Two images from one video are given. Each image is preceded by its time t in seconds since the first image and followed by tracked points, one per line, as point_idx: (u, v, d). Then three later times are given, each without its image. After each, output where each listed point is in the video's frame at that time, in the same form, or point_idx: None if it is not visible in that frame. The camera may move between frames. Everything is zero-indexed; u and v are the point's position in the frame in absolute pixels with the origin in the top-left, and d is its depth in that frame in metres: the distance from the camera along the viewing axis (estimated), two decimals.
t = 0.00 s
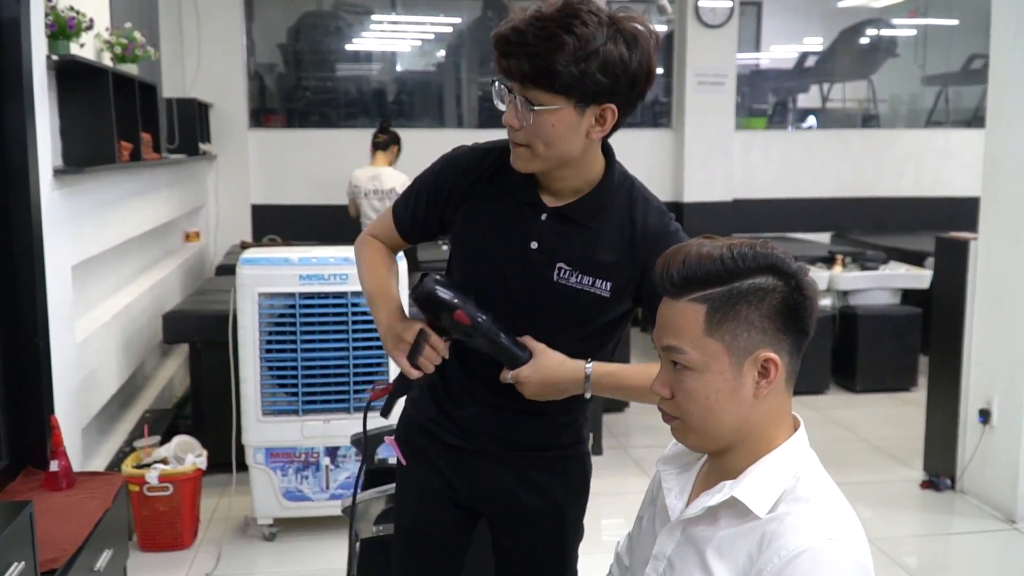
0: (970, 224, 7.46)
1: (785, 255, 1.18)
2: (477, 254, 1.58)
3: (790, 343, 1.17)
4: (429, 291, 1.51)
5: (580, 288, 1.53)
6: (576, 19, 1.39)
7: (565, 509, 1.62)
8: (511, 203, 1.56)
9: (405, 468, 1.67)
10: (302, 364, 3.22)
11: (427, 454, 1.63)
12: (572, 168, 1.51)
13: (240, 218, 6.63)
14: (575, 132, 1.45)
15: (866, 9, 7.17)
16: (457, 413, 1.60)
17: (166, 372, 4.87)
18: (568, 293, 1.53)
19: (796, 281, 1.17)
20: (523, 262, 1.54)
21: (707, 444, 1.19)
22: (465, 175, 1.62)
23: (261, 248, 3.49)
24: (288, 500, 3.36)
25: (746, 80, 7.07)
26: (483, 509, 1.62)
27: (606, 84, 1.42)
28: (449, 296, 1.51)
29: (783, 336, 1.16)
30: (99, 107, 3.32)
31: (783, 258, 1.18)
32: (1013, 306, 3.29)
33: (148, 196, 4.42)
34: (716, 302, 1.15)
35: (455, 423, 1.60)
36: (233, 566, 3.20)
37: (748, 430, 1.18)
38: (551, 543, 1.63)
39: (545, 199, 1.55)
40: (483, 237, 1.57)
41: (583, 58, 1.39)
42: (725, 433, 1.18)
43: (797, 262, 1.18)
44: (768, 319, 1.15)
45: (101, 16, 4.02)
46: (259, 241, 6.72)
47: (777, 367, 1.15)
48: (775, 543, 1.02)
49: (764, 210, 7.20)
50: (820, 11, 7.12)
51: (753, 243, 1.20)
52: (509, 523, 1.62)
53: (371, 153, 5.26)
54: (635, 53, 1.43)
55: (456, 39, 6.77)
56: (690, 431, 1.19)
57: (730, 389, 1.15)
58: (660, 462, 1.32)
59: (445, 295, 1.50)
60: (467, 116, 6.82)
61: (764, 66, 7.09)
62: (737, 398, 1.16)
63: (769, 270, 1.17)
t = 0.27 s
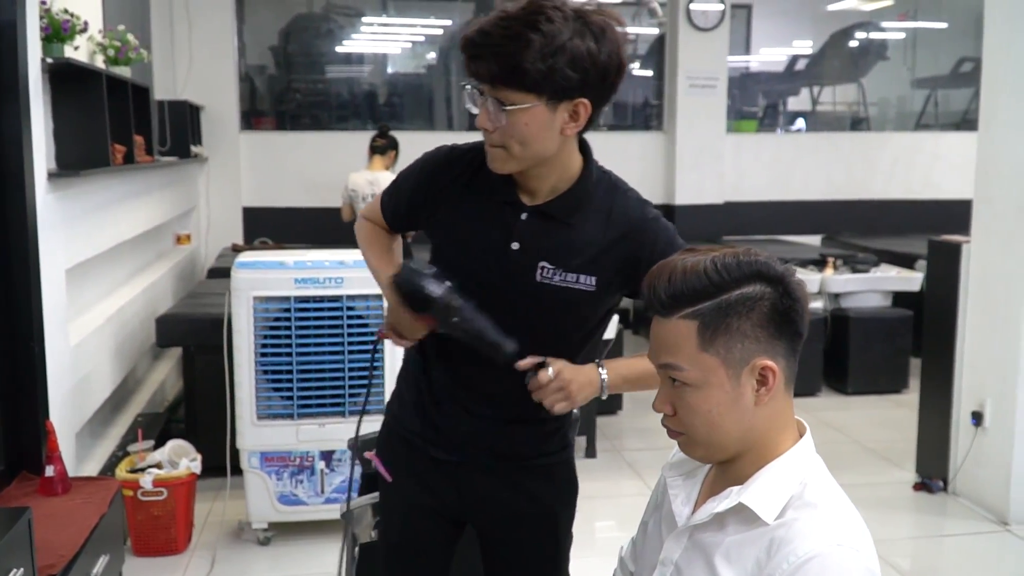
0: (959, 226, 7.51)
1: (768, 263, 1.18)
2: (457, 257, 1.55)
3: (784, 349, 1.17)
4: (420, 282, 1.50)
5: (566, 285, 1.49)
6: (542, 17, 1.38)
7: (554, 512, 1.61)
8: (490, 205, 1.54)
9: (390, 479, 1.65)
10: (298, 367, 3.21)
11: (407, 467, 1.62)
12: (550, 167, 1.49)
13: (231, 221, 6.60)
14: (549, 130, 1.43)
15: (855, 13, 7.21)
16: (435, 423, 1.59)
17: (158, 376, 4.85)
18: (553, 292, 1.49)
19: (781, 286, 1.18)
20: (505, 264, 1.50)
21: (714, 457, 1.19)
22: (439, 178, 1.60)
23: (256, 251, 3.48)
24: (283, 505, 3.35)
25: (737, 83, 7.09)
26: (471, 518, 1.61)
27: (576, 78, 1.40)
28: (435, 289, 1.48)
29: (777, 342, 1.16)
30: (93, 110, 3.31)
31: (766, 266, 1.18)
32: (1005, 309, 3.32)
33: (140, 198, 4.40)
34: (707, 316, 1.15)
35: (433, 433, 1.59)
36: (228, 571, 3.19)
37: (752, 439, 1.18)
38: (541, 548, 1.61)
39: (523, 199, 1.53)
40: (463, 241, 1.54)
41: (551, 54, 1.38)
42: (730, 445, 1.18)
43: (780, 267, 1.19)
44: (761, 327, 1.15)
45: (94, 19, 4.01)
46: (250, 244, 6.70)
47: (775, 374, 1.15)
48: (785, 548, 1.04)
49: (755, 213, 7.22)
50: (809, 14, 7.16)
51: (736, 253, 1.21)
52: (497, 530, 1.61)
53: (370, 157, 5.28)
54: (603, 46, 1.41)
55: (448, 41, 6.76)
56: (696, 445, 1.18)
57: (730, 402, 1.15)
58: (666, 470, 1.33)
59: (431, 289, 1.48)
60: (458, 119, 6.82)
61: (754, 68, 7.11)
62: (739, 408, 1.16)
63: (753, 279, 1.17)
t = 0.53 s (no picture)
0: (941, 226, 7.58)
1: (753, 268, 1.19)
2: (392, 273, 1.51)
3: (773, 354, 1.17)
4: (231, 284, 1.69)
5: (505, 295, 1.47)
6: (452, 29, 1.35)
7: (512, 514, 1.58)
8: (422, 218, 1.50)
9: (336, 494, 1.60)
10: (287, 371, 3.17)
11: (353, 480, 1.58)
12: (477, 180, 1.47)
13: (216, 222, 6.57)
14: (474, 146, 1.42)
15: (838, 14, 7.27)
16: (377, 436, 1.54)
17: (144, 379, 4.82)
18: (493, 302, 1.47)
19: (768, 291, 1.19)
20: (441, 278, 1.47)
21: (711, 462, 1.20)
22: (367, 192, 1.57)
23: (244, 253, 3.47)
24: (272, 508, 3.35)
25: (721, 83, 7.13)
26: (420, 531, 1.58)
27: (492, 88, 1.39)
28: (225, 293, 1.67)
29: (766, 346, 1.17)
30: (80, 112, 3.29)
31: (751, 272, 1.19)
32: (990, 308, 3.35)
33: (126, 200, 4.38)
34: (695, 325, 1.16)
35: (376, 447, 1.54)
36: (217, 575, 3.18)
37: (746, 443, 1.18)
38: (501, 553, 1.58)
39: (454, 211, 1.50)
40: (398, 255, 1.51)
41: (467, 68, 1.36)
42: (726, 451, 1.18)
43: (766, 272, 1.19)
44: (749, 332, 1.16)
45: (79, 19, 4.00)
46: (236, 245, 6.67)
47: (765, 379, 1.15)
48: (784, 550, 1.06)
49: (740, 213, 7.26)
50: (793, 16, 7.20)
51: (721, 260, 1.21)
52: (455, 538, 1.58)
53: (358, 159, 5.28)
54: (511, 50, 1.41)
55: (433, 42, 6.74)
56: (691, 452, 1.19)
57: (723, 408, 1.16)
58: (663, 472, 1.34)
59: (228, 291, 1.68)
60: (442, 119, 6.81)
61: (737, 69, 7.15)
62: (731, 414, 1.16)
63: (738, 286, 1.18)
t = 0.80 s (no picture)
0: (937, 224, 7.59)
1: (755, 268, 1.18)
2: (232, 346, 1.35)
3: (768, 356, 1.16)
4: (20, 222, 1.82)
5: (362, 343, 1.34)
6: (251, 69, 1.16)
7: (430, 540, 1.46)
8: (250, 285, 1.33)
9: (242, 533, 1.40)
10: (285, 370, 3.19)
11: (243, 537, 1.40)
12: (301, 232, 1.29)
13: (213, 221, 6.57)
14: (287, 200, 1.23)
15: (834, 12, 7.27)
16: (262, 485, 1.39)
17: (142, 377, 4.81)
18: (350, 352, 1.33)
19: (768, 292, 1.18)
20: (288, 342, 1.32)
21: (705, 457, 1.20)
22: (170, 263, 1.33)
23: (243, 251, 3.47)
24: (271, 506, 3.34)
25: (717, 82, 7.13)
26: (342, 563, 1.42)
27: (306, 130, 1.21)
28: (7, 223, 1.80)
29: (762, 348, 1.16)
30: (78, 111, 3.29)
31: (752, 271, 1.18)
32: (988, 306, 3.36)
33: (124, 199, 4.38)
34: (690, 321, 1.16)
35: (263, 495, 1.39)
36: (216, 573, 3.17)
37: (741, 441, 1.18)
38: None
39: (284, 270, 1.33)
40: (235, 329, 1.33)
41: (271, 114, 1.17)
42: (718, 447, 1.18)
43: (769, 273, 1.18)
44: (745, 331, 1.16)
45: (76, 17, 3.99)
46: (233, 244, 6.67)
47: (757, 381, 1.15)
48: (792, 546, 1.07)
49: (737, 212, 7.27)
50: (789, 15, 7.20)
51: (726, 258, 1.21)
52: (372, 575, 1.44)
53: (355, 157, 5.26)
54: (321, 89, 1.22)
55: (429, 40, 6.72)
56: (682, 447, 1.19)
57: (713, 404, 1.16)
58: (668, 468, 1.34)
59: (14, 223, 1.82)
60: (439, 118, 6.81)
61: (734, 68, 7.15)
62: (721, 412, 1.16)
63: (737, 285, 1.18)
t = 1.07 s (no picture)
0: (933, 224, 7.60)
1: (752, 265, 1.18)
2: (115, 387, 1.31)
3: (761, 354, 1.16)
4: None
5: (247, 355, 1.32)
6: (53, 117, 1.05)
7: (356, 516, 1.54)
8: (120, 327, 1.27)
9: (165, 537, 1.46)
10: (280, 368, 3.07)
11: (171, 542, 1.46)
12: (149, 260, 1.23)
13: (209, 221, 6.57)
14: (127, 244, 1.15)
15: (831, 12, 7.27)
16: (184, 493, 1.43)
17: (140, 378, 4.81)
18: (240, 365, 1.33)
19: (764, 289, 1.17)
20: (173, 373, 1.29)
21: (698, 451, 1.20)
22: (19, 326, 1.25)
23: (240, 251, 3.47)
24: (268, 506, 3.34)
25: (713, 82, 7.14)
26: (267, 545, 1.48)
27: (128, 171, 1.11)
28: None
29: (754, 344, 1.16)
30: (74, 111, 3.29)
31: (748, 268, 1.18)
32: (985, 304, 3.37)
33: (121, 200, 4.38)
34: (683, 314, 1.17)
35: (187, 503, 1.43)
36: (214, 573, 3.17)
37: (733, 437, 1.18)
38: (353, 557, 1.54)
39: (152, 304, 1.28)
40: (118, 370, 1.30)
41: (86, 162, 1.07)
42: (709, 441, 1.18)
43: (766, 271, 1.18)
44: (738, 326, 1.16)
45: (72, 17, 3.99)
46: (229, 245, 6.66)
47: (746, 377, 1.15)
48: (789, 542, 1.07)
49: (733, 212, 7.28)
50: (784, 14, 7.20)
51: (724, 253, 1.21)
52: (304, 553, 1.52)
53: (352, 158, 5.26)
54: (137, 126, 1.12)
55: (425, 40, 6.72)
56: (674, 440, 1.19)
57: (703, 399, 1.16)
58: (667, 465, 1.34)
59: None
60: (435, 118, 6.80)
61: (730, 68, 7.16)
62: (711, 407, 1.16)
63: (733, 281, 1.18)
